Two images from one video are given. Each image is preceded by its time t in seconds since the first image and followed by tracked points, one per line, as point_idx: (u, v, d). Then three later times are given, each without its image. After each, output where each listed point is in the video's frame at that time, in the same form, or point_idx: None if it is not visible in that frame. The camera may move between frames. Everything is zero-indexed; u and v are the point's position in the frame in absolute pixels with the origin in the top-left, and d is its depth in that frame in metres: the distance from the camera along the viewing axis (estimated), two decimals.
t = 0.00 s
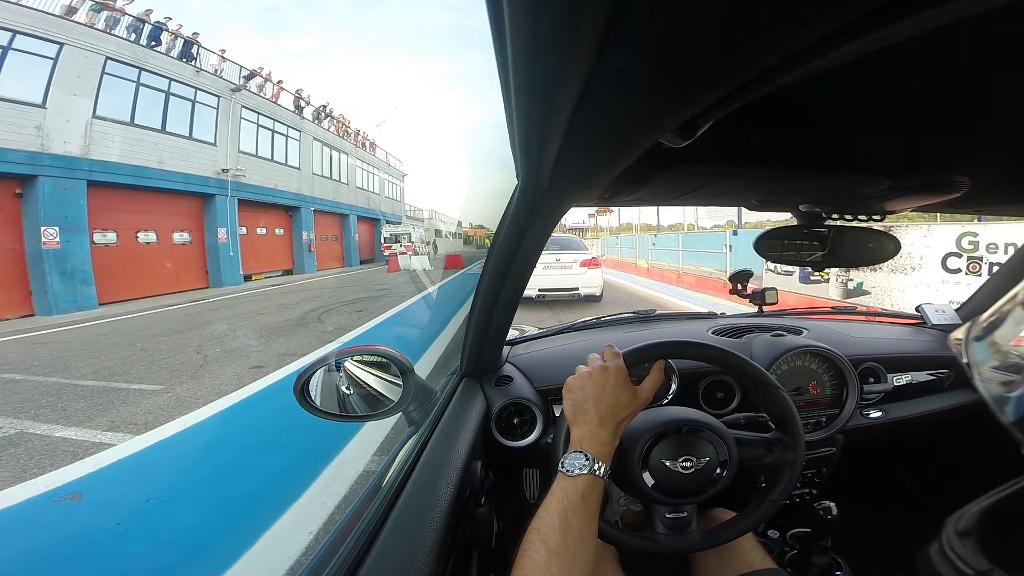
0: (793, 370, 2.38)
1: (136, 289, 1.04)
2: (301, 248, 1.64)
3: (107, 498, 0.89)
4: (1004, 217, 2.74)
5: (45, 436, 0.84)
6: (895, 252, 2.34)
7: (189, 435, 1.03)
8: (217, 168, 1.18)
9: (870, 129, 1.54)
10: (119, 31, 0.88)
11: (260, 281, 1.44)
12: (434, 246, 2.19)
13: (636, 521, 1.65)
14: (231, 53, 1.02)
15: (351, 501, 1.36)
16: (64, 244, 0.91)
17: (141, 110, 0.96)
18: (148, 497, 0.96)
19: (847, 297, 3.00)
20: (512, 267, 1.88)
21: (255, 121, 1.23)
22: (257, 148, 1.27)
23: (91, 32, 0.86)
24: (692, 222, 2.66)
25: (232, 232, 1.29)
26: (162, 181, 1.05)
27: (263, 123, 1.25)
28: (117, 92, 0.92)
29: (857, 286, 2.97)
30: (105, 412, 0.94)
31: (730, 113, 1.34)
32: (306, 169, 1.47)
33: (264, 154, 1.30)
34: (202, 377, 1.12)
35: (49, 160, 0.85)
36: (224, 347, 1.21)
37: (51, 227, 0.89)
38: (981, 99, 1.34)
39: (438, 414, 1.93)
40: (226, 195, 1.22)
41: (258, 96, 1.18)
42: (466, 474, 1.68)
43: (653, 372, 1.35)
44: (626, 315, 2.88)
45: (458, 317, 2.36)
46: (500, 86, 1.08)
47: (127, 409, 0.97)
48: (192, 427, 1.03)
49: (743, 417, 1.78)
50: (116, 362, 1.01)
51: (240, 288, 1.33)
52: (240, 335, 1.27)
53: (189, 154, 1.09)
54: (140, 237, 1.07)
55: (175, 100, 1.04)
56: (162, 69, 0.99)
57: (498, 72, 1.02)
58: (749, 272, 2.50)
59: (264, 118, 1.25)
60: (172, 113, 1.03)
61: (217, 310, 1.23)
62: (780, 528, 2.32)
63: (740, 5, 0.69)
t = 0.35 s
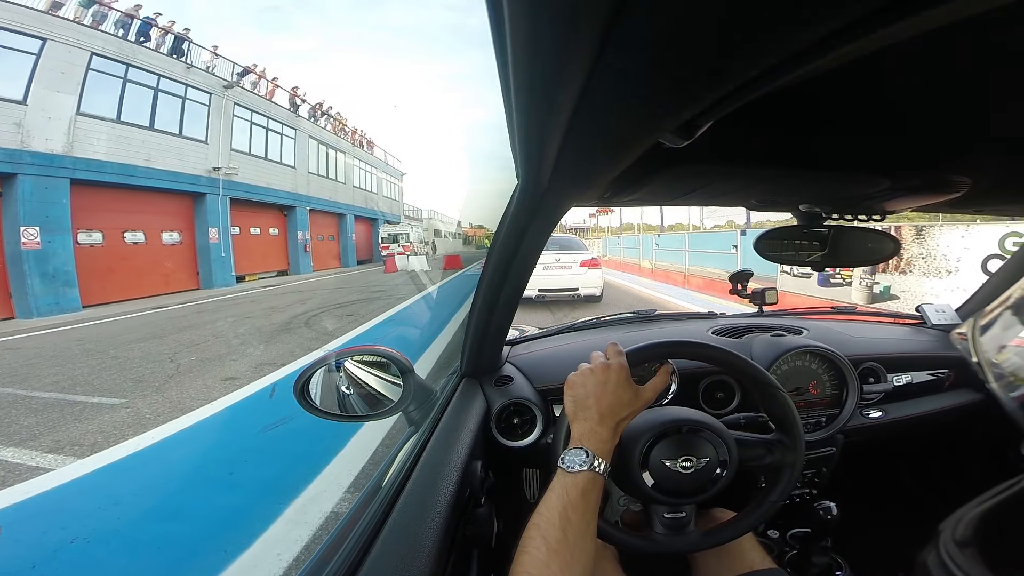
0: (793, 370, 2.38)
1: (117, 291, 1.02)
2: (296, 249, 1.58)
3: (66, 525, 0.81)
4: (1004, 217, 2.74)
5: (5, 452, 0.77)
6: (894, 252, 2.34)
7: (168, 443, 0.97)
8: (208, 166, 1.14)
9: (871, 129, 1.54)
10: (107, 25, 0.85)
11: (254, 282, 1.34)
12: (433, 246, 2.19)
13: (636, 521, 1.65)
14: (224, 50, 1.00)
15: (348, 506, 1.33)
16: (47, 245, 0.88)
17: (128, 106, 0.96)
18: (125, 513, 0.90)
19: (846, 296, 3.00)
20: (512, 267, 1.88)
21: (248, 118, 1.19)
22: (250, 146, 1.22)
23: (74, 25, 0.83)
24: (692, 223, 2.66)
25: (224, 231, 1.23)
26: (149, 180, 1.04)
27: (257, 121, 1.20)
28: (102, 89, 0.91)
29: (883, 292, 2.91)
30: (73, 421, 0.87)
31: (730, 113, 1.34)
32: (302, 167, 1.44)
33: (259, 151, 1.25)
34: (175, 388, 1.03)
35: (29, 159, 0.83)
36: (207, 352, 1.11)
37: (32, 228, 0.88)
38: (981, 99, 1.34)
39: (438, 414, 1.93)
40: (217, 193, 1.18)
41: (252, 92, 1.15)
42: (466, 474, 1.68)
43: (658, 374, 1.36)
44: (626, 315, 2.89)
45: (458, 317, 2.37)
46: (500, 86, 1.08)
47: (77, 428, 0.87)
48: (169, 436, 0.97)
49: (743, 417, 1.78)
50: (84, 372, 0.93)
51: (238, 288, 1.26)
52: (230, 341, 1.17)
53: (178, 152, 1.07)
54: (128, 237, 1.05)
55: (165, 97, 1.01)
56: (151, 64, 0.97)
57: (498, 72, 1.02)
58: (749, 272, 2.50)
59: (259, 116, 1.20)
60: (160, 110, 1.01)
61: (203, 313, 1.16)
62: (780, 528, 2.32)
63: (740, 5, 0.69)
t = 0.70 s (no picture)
0: (793, 370, 2.38)
1: (101, 294, 0.98)
2: (292, 249, 1.56)
3: (50, 532, 0.79)
4: (1004, 217, 2.74)
5: None
6: (894, 251, 2.34)
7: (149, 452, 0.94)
8: (201, 165, 1.10)
9: (871, 129, 1.54)
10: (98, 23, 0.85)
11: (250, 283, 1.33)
12: (433, 247, 2.18)
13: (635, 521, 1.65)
14: (217, 47, 0.99)
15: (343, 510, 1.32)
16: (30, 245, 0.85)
17: (117, 104, 0.93)
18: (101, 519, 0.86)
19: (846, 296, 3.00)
20: (512, 267, 1.88)
21: (242, 117, 1.20)
22: (247, 145, 1.21)
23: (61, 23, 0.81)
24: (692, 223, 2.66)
25: (218, 233, 1.19)
26: (140, 179, 0.99)
27: (252, 119, 1.21)
28: (90, 85, 0.87)
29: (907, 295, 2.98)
30: (52, 425, 0.83)
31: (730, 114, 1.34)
32: (297, 167, 1.41)
33: (253, 150, 1.22)
34: (143, 401, 0.98)
35: (13, 157, 0.79)
36: (189, 360, 1.07)
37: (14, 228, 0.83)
38: (981, 98, 1.34)
39: (438, 414, 1.93)
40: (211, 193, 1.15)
41: (247, 91, 1.16)
42: (466, 473, 1.68)
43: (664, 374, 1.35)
44: (626, 315, 2.89)
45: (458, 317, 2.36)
46: (500, 86, 1.08)
47: (30, 444, 0.80)
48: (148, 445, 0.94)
49: (743, 417, 1.78)
50: (53, 381, 0.85)
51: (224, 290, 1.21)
52: (212, 347, 1.14)
53: (171, 151, 1.04)
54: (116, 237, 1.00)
55: (155, 95, 1.00)
56: (141, 61, 0.95)
57: (498, 73, 1.02)
58: (749, 272, 2.50)
59: (254, 114, 1.21)
60: (150, 107, 0.99)
61: (190, 317, 1.12)
62: (780, 528, 2.32)
63: (740, 5, 0.69)
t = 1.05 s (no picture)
0: (793, 370, 2.38)
1: (96, 294, 1.00)
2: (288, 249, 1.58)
3: (47, 537, 0.78)
4: (1004, 217, 2.75)
5: None
6: (894, 251, 2.34)
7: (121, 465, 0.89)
8: (194, 164, 1.10)
9: (870, 129, 1.54)
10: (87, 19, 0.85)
11: (244, 283, 1.31)
12: (433, 246, 2.19)
13: (635, 519, 1.66)
14: (211, 44, 0.98)
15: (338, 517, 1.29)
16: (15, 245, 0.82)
17: (109, 102, 0.92)
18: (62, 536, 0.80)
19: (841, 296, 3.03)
20: (512, 267, 1.88)
21: (238, 115, 1.19)
22: (239, 144, 1.21)
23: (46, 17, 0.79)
24: (692, 223, 2.66)
25: (211, 233, 1.20)
26: (130, 178, 0.99)
27: (247, 118, 1.21)
28: (81, 83, 0.87)
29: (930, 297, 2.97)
30: (27, 438, 0.79)
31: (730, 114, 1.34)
32: (294, 166, 1.40)
33: (248, 150, 1.24)
34: (112, 412, 0.91)
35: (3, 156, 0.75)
36: (167, 367, 1.03)
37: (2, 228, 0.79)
38: (981, 98, 1.34)
39: (438, 414, 1.93)
40: (203, 191, 1.16)
41: (242, 88, 1.13)
42: (466, 473, 1.68)
43: (662, 374, 1.35)
44: (626, 315, 2.89)
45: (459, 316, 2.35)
46: (500, 86, 1.07)
47: None
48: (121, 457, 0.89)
49: (743, 417, 1.79)
50: (23, 389, 0.81)
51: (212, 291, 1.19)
52: (195, 353, 1.09)
53: (164, 150, 1.02)
54: (105, 237, 1.01)
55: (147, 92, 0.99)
56: (132, 58, 0.95)
57: (497, 72, 1.02)
58: (749, 272, 2.50)
59: (249, 112, 1.20)
60: (142, 104, 0.97)
61: (177, 320, 1.07)
62: (780, 528, 2.32)
63: (740, 5, 0.69)
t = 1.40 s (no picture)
0: (793, 370, 2.38)
1: (89, 295, 1.01)
2: (284, 250, 1.51)
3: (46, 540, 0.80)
4: (1004, 217, 2.74)
5: None
6: (895, 251, 2.33)
7: (103, 472, 0.87)
8: (188, 161, 1.09)
9: (870, 130, 1.54)
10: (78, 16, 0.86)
11: (238, 284, 1.31)
12: (432, 246, 2.21)
13: (635, 520, 1.67)
14: (206, 42, 0.98)
15: (336, 521, 1.28)
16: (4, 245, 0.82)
17: (98, 101, 0.90)
18: (40, 545, 0.79)
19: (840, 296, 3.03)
20: (512, 267, 1.88)
21: (233, 113, 1.17)
22: (235, 142, 1.19)
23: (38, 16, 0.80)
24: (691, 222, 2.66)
25: (206, 232, 1.22)
26: (119, 175, 0.99)
27: (243, 115, 1.20)
28: (68, 79, 0.86)
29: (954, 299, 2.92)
30: None
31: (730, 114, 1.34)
32: (290, 166, 1.39)
33: (243, 148, 1.21)
34: (78, 423, 0.88)
35: None
36: (145, 374, 1.00)
37: None
38: (980, 99, 1.34)
39: (438, 414, 1.94)
40: (198, 189, 1.14)
41: (237, 86, 1.12)
42: (466, 474, 1.68)
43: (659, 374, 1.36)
44: (626, 315, 2.89)
45: (458, 316, 2.35)
46: (500, 86, 1.07)
47: None
48: (98, 466, 0.86)
49: (743, 418, 1.80)
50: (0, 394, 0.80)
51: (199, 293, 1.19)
52: (178, 360, 1.07)
53: (157, 147, 1.03)
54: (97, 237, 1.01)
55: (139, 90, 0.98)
56: (124, 55, 0.95)
57: (498, 72, 1.02)
58: (749, 272, 2.50)
59: (245, 110, 1.19)
60: (135, 102, 0.97)
61: (166, 322, 1.07)
62: (780, 528, 2.33)
63: (739, 5, 0.69)
